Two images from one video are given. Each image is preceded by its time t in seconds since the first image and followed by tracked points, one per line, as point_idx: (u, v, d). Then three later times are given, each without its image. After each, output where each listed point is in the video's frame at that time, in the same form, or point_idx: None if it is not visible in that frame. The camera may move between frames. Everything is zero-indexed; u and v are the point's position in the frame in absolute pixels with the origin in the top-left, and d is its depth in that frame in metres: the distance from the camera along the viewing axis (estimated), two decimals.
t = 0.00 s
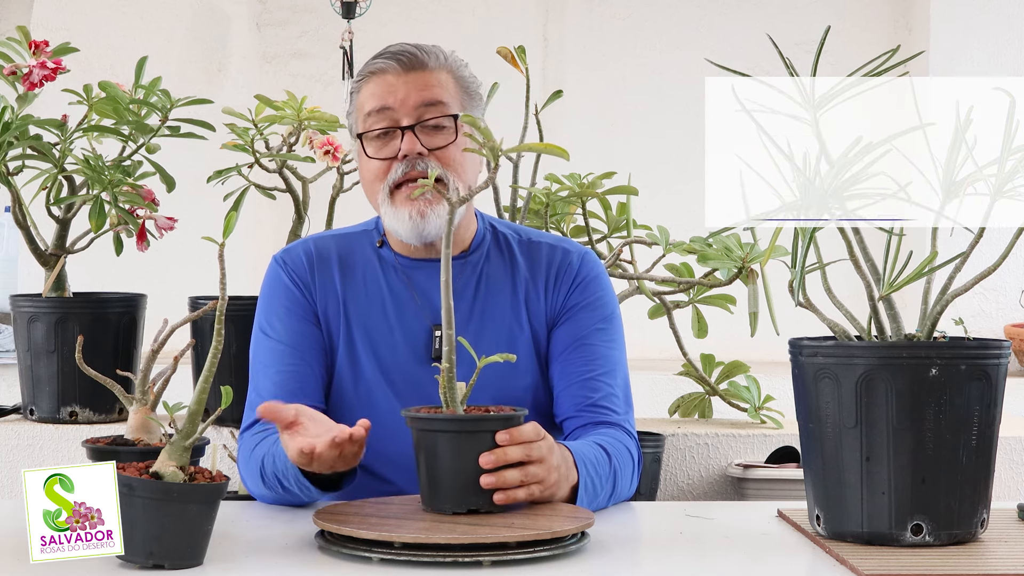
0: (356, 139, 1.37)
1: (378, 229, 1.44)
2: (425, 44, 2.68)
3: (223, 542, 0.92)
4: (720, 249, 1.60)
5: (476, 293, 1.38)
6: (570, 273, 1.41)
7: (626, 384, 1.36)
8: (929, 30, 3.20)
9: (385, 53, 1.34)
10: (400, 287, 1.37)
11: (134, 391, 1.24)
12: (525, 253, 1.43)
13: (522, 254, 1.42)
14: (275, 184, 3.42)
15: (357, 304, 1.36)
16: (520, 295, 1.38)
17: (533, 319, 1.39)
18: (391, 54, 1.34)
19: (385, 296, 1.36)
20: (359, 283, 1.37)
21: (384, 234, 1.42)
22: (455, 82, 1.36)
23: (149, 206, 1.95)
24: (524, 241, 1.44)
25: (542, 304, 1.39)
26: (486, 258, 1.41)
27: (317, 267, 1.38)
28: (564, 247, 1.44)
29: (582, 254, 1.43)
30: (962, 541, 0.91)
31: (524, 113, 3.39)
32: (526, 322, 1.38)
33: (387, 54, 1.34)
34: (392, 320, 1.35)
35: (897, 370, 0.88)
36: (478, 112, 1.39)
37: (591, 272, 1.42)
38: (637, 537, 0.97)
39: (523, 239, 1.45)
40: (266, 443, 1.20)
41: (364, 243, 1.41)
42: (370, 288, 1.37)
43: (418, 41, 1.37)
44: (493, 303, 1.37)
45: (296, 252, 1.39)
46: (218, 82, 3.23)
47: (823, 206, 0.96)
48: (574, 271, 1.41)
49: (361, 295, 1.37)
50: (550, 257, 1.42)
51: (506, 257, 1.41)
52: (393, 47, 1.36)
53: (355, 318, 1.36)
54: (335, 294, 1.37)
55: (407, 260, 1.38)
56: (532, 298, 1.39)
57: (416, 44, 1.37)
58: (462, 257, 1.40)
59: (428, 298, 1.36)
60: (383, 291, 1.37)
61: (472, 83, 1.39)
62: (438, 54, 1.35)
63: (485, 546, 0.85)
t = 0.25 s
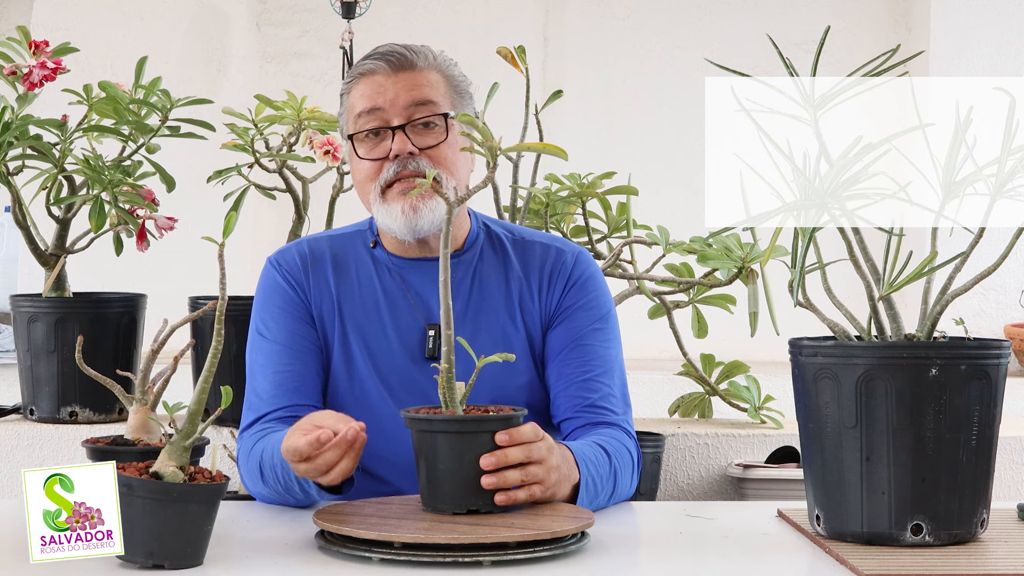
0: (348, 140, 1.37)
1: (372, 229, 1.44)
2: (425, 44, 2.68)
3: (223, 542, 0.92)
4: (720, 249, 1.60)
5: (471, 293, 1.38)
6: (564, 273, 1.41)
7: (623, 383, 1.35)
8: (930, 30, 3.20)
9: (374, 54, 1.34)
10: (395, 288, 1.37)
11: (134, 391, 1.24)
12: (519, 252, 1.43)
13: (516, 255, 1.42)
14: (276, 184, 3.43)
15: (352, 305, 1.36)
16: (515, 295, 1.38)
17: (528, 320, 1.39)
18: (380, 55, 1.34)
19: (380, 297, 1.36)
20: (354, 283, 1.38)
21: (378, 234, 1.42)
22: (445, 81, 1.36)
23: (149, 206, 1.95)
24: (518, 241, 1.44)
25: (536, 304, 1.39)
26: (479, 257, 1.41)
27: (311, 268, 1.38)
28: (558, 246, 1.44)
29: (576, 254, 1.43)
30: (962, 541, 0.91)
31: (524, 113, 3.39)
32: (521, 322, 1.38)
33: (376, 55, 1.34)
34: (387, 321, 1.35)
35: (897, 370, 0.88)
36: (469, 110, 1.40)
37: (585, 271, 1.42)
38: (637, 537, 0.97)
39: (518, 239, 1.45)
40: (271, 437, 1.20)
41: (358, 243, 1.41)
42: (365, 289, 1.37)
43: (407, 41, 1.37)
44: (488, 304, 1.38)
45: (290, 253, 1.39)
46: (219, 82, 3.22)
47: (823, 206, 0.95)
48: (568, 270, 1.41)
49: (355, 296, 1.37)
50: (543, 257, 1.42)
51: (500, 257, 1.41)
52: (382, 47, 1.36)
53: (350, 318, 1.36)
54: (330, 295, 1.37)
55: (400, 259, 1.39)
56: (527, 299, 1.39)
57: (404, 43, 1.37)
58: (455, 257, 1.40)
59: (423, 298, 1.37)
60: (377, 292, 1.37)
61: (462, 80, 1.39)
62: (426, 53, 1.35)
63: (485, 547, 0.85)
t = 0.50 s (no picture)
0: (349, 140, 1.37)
1: (369, 229, 1.44)
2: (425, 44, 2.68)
3: (223, 542, 0.92)
4: (720, 249, 1.60)
5: (469, 293, 1.38)
6: (561, 273, 1.41)
7: (622, 382, 1.35)
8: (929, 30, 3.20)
9: (376, 54, 1.33)
10: (394, 289, 1.37)
11: (134, 391, 1.24)
12: (518, 253, 1.43)
13: (514, 255, 1.42)
14: (275, 184, 3.43)
15: (350, 305, 1.36)
16: (513, 295, 1.38)
17: (526, 320, 1.39)
18: (382, 55, 1.33)
19: (378, 297, 1.36)
20: (352, 283, 1.38)
21: (375, 234, 1.42)
22: (446, 81, 1.36)
23: (149, 206, 1.95)
24: (516, 241, 1.44)
25: (534, 305, 1.39)
26: (478, 257, 1.41)
27: (308, 268, 1.38)
28: (555, 246, 1.44)
29: (574, 254, 1.43)
30: (962, 541, 0.91)
31: (524, 113, 3.39)
32: (519, 322, 1.38)
33: (378, 55, 1.34)
34: (384, 321, 1.35)
35: (897, 370, 0.88)
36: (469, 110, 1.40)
37: (583, 271, 1.42)
38: (638, 537, 0.97)
39: (516, 239, 1.45)
40: (267, 437, 1.21)
41: (355, 244, 1.41)
42: (362, 289, 1.37)
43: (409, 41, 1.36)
44: (487, 304, 1.38)
45: (287, 253, 1.39)
46: (219, 82, 3.22)
47: (823, 206, 0.95)
48: (566, 270, 1.41)
49: (353, 296, 1.37)
50: (541, 257, 1.42)
51: (499, 258, 1.41)
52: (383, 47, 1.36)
53: (347, 319, 1.36)
54: (328, 295, 1.37)
55: (397, 259, 1.39)
56: (525, 299, 1.39)
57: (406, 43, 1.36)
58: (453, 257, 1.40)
59: (420, 298, 1.37)
60: (375, 291, 1.37)
61: (462, 80, 1.38)
62: (428, 54, 1.35)
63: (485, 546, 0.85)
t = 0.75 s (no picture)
0: (356, 143, 1.35)
1: (371, 229, 1.43)
2: (425, 44, 2.68)
3: (223, 542, 0.92)
4: (720, 249, 1.60)
5: (470, 293, 1.38)
6: (564, 273, 1.41)
7: (624, 382, 1.35)
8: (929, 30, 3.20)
9: (388, 58, 1.32)
10: (396, 290, 1.37)
11: (134, 391, 1.24)
12: (520, 253, 1.42)
13: (516, 255, 1.42)
14: (275, 184, 3.43)
15: (353, 306, 1.36)
16: (515, 295, 1.39)
17: (528, 320, 1.39)
18: (394, 59, 1.32)
19: (380, 297, 1.36)
20: (353, 283, 1.37)
21: (377, 235, 1.41)
22: (457, 88, 1.35)
23: (149, 206, 1.95)
24: (518, 241, 1.44)
25: (536, 305, 1.39)
26: (480, 258, 1.41)
27: (310, 269, 1.38)
28: (557, 246, 1.44)
29: (576, 253, 1.43)
30: (962, 541, 0.91)
31: (524, 113, 3.39)
32: (521, 322, 1.38)
33: (390, 59, 1.32)
34: (386, 320, 1.35)
35: (896, 370, 0.88)
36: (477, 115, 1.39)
37: (585, 271, 1.42)
38: (638, 538, 0.97)
39: (518, 239, 1.45)
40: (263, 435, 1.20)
41: (356, 245, 1.41)
42: (364, 290, 1.37)
43: (419, 44, 1.35)
44: (489, 305, 1.38)
45: (289, 254, 1.39)
46: (219, 81, 3.22)
47: (823, 206, 0.95)
48: (568, 270, 1.41)
49: (356, 297, 1.36)
50: (543, 256, 1.42)
51: (501, 258, 1.41)
52: (395, 49, 1.34)
53: (350, 319, 1.35)
54: (330, 295, 1.37)
55: (401, 262, 1.38)
56: (527, 299, 1.39)
57: (417, 46, 1.35)
58: (456, 258, 1.39)
59: (422, 298, 1.36)
60: (376, 292, 1.37)
61: (471, 85, 1.38)
62: (440, 59, 1.34)
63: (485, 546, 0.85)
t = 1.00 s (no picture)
0: (367, 143, 1.36)
1: (378, 228, 1.43)
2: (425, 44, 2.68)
3: (223, 542, 0.92)
4: (720, 249, 1.60)
5: (477, 292, 1.38)
6: (569, 273, 1.41)
7: (627, 383, 1.35)
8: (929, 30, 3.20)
9: (403, 59, 1.32)
10: (401, 289, 1.37)
11: (134, 391, 1.24)
12: (525, 252, 1.42)
13: (521, 254, 1.42)
14: (275, 184, 3.43)
15: (358, 305, 1.36)
16: (520, 294, 1.39)
17: (533, 319, 1.39)
18: (409, 61, 1.32)
19: (385, 296, 1.36)
20: (359, 282, 1.37)
21: (384, 235, 1.41)
22: (470, 91, 1.35)
23: (149, 206, 1.95)
24: (524, 240, 1.44)
25: (541, 304, 1.39)
26: (487, 258, 1.40)
27: (317, 267, 1.37)
28: (564, 245, 1.44)
29: (581, 253, 1.43)
30: (962, 541, 0.91)
31: (524, 113, 3.39)
32: (526, 322, 1.38)
33: (404, 60, 1.32)
34: (392, 320, 1.35)
35: (896, 370, 0.88)
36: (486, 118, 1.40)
37: (590, 271, 1.42)
38: (638, 538, 0.97)
39: (523, 239, 1.44)
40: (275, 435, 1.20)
41: (364, 245, 1.40)
42: (370, 289, 1.37)
43: (434, 45, 1.35)
44: (494, 305, 1.38)
45: (295, 252, 1.39)
46: (219, 81, 3.22)
47: (823, 206, 0.95)
48: (573, 270, 1.41)
49: (361, 297, 1.37)
50: (549, 257, 1.42)
51: (506, 258, 1.41)
52: (410, 50, 1.34)
53: (355, 319, 1.36)
54: (336, 295, 1.37)
55: (409, 262, 1.38)
56: (532, 298, 1.39)
57: (431, 48, 1.35)
58: (463, 259, 1.39)
59: (429, 297, 1.36)
60: (382, 291, 1.37)
61: (483, 90, 1.38)
62: (454, 62, 1.34)
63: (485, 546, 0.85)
